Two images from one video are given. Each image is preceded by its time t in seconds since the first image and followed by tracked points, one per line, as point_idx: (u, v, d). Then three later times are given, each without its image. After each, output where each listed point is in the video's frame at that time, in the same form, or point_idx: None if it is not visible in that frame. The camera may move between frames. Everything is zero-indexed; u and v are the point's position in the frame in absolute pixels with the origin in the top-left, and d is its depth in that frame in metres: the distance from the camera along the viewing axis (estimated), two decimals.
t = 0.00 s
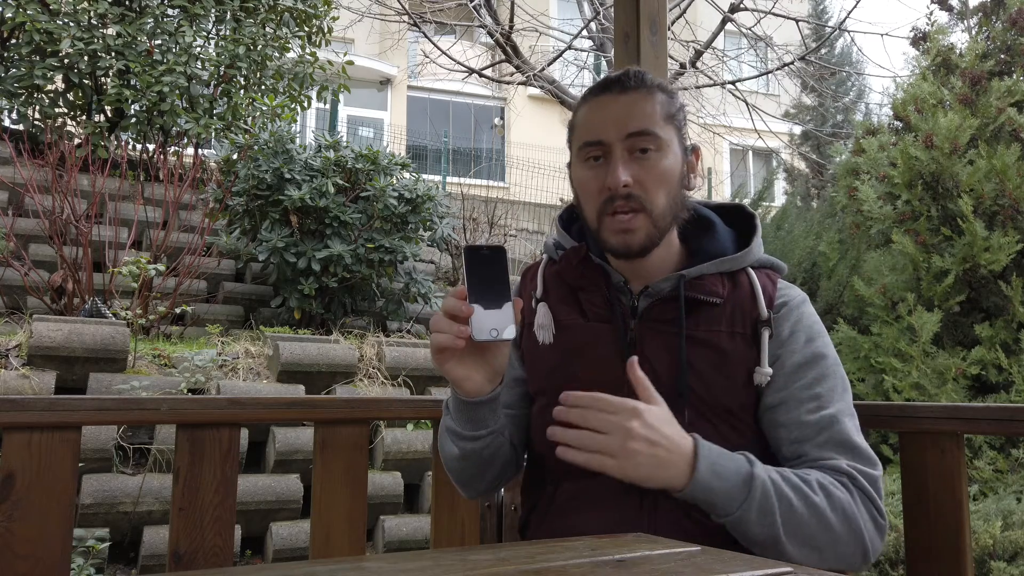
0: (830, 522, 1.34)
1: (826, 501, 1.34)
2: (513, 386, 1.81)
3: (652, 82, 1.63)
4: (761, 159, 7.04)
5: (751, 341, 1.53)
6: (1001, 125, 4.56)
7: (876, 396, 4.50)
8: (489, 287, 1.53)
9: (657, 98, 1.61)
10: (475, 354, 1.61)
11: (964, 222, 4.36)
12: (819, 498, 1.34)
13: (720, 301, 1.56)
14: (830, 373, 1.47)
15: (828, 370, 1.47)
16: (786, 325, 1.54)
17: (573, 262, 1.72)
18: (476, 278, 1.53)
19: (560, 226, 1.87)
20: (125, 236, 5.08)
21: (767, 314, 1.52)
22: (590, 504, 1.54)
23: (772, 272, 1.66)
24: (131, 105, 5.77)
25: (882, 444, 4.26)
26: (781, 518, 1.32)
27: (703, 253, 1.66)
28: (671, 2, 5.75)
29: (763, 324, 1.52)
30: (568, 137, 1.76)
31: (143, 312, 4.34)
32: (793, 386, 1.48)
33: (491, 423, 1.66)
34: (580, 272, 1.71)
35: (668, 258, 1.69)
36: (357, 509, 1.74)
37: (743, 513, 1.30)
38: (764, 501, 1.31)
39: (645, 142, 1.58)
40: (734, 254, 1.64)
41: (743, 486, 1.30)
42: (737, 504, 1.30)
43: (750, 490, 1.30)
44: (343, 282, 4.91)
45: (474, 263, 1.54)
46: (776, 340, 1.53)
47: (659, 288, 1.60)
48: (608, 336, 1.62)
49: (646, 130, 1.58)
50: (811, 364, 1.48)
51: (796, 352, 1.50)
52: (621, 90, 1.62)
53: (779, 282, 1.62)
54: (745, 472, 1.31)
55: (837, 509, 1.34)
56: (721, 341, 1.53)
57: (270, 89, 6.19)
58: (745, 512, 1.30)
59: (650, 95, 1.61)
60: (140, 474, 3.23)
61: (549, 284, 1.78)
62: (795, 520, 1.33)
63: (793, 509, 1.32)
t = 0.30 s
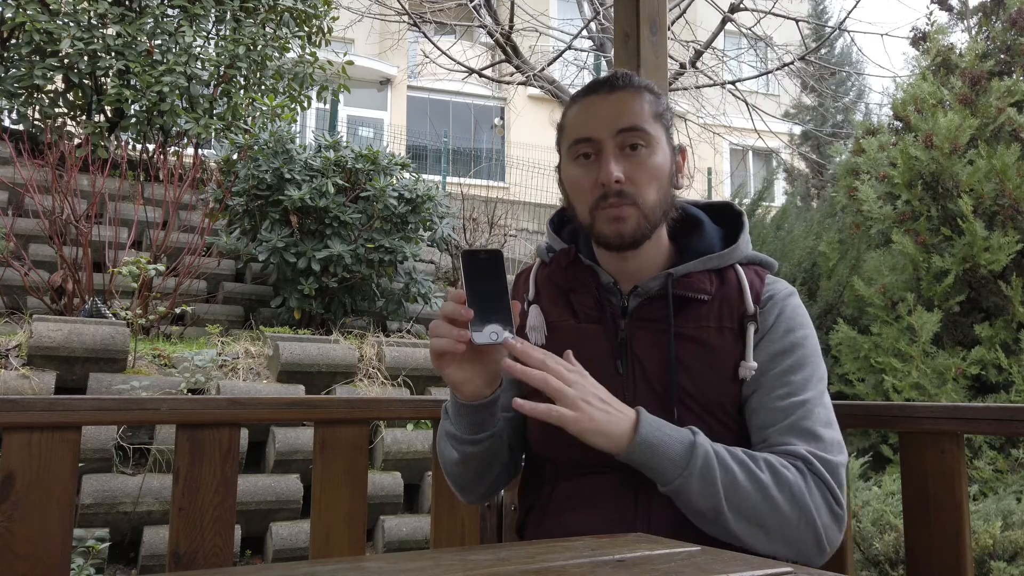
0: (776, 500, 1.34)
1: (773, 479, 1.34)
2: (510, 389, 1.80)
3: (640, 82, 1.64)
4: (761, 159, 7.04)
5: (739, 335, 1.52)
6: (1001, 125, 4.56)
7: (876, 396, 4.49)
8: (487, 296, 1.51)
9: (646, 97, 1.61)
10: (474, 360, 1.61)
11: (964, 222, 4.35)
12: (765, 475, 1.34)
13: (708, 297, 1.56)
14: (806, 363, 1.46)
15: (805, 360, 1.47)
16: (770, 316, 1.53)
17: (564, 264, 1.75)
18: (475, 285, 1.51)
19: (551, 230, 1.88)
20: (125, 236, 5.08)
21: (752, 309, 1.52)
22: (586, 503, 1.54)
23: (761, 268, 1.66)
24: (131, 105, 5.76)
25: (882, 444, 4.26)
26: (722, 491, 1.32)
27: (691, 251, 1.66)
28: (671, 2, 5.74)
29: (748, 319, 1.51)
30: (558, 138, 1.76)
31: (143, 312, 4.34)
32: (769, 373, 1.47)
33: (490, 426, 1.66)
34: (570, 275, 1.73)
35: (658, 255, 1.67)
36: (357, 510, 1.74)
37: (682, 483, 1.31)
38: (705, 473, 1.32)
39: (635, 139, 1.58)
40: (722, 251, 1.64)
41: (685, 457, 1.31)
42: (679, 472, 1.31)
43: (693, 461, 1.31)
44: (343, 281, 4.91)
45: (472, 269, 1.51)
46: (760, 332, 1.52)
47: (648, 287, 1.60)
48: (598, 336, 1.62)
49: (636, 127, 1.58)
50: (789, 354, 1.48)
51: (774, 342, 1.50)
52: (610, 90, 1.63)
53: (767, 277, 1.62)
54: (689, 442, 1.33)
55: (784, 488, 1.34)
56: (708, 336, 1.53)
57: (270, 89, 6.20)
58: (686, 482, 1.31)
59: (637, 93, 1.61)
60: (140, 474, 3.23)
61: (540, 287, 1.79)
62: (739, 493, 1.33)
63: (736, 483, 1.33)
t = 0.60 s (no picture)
0: (759, 506, 1.34)
1: (755, 485, 1.34)
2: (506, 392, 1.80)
3: (632, 82, 1.64)
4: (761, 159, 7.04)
5: (734, 336, 1.53)
6: (1001, 125, 4.56)
7: (876, 396, 4.49)
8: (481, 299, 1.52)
9: (639, 96, 1.61)
10: (468, 366, 1.60)
11: (964, 222, 4.35)
12: (748, 482, 1.35)
13: (703, 298, 1.55)
14: (800, 365, 1.46)
15: (799, 361, 1.46)
16: (766, 316, 1.52)
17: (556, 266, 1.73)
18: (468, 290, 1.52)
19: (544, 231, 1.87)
20: (125, 236, 5.09)
21: (747, 310, 1.52)
22: (585, 504, 1.54)
23: (755, 267, 1.65)
24: (131, 105, 5.76)
25: (882, 444, 4.26)
26: (705, 497, 1.33)
27: (686, 251, 1.66)
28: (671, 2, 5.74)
29: (743, 320, 1.52)
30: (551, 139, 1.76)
31: (143, 312, 4.34)
32: (764, 374, 1.47)
33: (487, 430, 1.65)
34: (564, 276, 1.72)
35: (651, 255, 1.67)
36: (357, 511, 1.75)
37: (665, 490, 1.31)
38: (687, 480, 1.32)
39: (628, 139, 1.58)
40: (716, 251, 1.63)
41: (667, 464, 1.32)
42: (661, 479, 1.31)
43: (674, 468, 1.32)
44: (343, 282, 4.91)
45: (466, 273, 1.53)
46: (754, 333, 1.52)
47: (643, 288, 1.60)
48: (594, 338, 1.63)
49: (629, 127, 1.58)
50: (783, 354, 1.47)
51: (768, 344, 1.49)
52: (603, 90, 1.63)
53: (762, 276, 1.62)
54: (671, 450, 1.33)
55: (767, 494, 1.34)
56: (703, 337, 1.53)
57: (270, 89, 6.20)
58: (668, 489, 1.31)
59: (630, 93, 1.61)
60: (140, 474, 3.23)
61: (535, 290, 1.79)
62: (721, 499, 1.33)
63: (718, 489, 1.33)
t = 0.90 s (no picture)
0: (758, 510, 1.34)
1: (755, 489, 1.34)
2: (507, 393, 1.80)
3: (632, 83, 1.63)
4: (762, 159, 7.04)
5: (736, 338, 1.52)
6: (1001, 124, 4.56)
7: (876, 396, 4.49)
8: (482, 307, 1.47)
9: (640, 98, 1.61)
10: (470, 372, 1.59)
11: (964, 222, 4.35)
12: (748, 487, 1.35)
13: (706, 299, 1.55)
14: (802, 367, 1.46)
15: (800, 364, 1.46)
16: (768, 318, 1.52)
17: (558, 265, 1.74)
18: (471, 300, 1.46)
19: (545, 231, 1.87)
20: (125, 236, 5.09)
21: (751, 312, 1.51)
22: (585, 504, 1.54)
23: (758, 268, 1.65)
24: (131, 105, 5.76)
25: (882, 444, 4.26)
26: (704, 502, 1.33)
27: (688, 252, 1.66)
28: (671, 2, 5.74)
29: (746, 322, 1.51)
30: (552, 139, 1.76)
31: (143, 312, 4.35)
32: (766, 377, 1.47)
33: (487, 434, 1.65)
34: (565, 276, 1.73)
35: (654, 256, 1.67)
36: (357, 511, 1.75)
37: (664, 495, 1.31)
38: (687, 485, 1.32)
39: (628, 142, 1.58)
40: (719, 252, 1.63)
41: (668, 468, 1.32)
42: (660, 484, 1.31)
43: (674, 472, 1.32)
44: (343, 282, 4.91)
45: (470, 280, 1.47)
46: (757, 335, 1.52)
47: (645, 289, 1.60)
48: (595, 339, 1.63)
49: (628, 131, 1.57)
50: (785, 357, 1.47)
51: (770, 346, 1.49)
52: (603, 92, 1.62)
53: (764, 278, 1.62)
54: (671, 455, 1.33)
55: (767, 499, 1.34)
56: (705, 338, 1.53)
57: (270, 89, 6.20)
58: (668, 494, 1.31)
59: (631, 96, 1.60)
60: (140, 474, 3.23)
61: (536, 290, 1.78)
62: (720, 504, 1.34)
63: (717, 494, 1.33)
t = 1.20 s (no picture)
0: (774, 502, 1.33)
1: (772, 483, 1.34)
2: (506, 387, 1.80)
3: (639, 84, 1.63)
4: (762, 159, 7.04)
5: (739, 339, 1.52)
6: (1001, 124, 4.55)
7: (876, 396, 4.49)
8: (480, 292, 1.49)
9: (647, 100, 1.61)
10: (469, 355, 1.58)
11: (964, 222, 4.35)
12: (767, 480, 1.34)
13: (709, 299, 1.56)
14: (807, 366, 1.46)
15: (805, 363, 1.47)
16: (771, 319, 1.53)
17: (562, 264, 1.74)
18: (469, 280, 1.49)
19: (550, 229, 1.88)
20: (124, 236, 5.09)
21: (753, 312, 1.52)
22: (586, 503, 1.54)
23: (761, 269, 1.66)
24: (131, 105, 5.76)
25: (882, 443, 4.26)
26: (722, 492, 1.31)
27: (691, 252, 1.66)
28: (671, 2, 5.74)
29: (749, 322, 1.51)
30: (557, 138, 1.75)
31: (143, 312, 4.34)
32: (768, 376, 1.48)
33: (484, 422, 1.66)
34: (568, 275, 1.73)
35: (657, 256, 1.68)
36: (357, 511, 1.74)
37: (684, 481, 1.29)
38: (708, 474, 1.30)
39: (634, 144, 1.58)
40: (722, 253, 1.64)
41: (690, 454, 1.29)
42: (681, 468, 1.28)
43: (695, 460, 1.29)
44: (343, 281, 4.91)
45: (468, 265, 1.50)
46: (760, 335, 1.52)
47: (647, 289, 1.61)
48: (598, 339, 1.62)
49: (635, 132, 1.57)
50: (786, 357, 1.48)
51: (774, 345, 1.50)
52: (610, 92, 1.62)
53: (768, 279, 1.62)
54: (693, 442, 1.30)
55: (784, 493, 1.34)
56: (708, 338, 1.53)
57: (270, 89, 6.20)
58: (687, 479, 1.29)
59: (638, 97, 1.60)
60: (140, 474, 3.23)
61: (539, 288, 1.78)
62: (738, 494, 1.32)
63: (735, 485, 1.32)
